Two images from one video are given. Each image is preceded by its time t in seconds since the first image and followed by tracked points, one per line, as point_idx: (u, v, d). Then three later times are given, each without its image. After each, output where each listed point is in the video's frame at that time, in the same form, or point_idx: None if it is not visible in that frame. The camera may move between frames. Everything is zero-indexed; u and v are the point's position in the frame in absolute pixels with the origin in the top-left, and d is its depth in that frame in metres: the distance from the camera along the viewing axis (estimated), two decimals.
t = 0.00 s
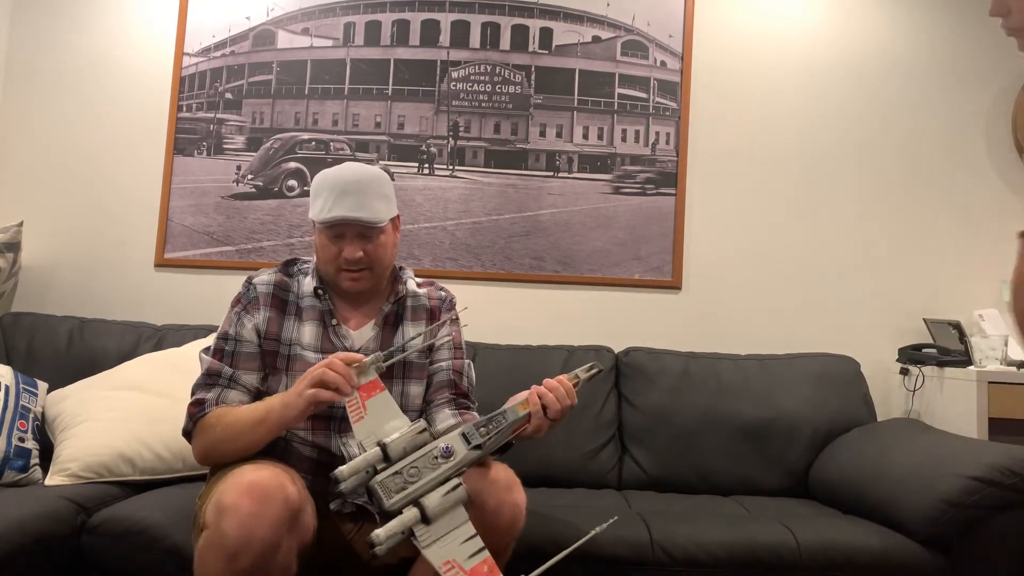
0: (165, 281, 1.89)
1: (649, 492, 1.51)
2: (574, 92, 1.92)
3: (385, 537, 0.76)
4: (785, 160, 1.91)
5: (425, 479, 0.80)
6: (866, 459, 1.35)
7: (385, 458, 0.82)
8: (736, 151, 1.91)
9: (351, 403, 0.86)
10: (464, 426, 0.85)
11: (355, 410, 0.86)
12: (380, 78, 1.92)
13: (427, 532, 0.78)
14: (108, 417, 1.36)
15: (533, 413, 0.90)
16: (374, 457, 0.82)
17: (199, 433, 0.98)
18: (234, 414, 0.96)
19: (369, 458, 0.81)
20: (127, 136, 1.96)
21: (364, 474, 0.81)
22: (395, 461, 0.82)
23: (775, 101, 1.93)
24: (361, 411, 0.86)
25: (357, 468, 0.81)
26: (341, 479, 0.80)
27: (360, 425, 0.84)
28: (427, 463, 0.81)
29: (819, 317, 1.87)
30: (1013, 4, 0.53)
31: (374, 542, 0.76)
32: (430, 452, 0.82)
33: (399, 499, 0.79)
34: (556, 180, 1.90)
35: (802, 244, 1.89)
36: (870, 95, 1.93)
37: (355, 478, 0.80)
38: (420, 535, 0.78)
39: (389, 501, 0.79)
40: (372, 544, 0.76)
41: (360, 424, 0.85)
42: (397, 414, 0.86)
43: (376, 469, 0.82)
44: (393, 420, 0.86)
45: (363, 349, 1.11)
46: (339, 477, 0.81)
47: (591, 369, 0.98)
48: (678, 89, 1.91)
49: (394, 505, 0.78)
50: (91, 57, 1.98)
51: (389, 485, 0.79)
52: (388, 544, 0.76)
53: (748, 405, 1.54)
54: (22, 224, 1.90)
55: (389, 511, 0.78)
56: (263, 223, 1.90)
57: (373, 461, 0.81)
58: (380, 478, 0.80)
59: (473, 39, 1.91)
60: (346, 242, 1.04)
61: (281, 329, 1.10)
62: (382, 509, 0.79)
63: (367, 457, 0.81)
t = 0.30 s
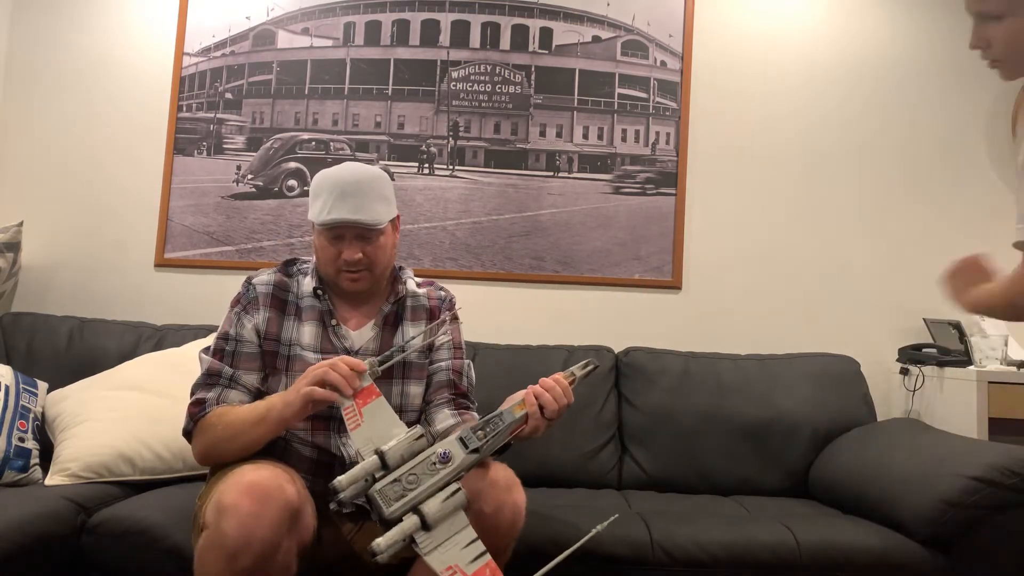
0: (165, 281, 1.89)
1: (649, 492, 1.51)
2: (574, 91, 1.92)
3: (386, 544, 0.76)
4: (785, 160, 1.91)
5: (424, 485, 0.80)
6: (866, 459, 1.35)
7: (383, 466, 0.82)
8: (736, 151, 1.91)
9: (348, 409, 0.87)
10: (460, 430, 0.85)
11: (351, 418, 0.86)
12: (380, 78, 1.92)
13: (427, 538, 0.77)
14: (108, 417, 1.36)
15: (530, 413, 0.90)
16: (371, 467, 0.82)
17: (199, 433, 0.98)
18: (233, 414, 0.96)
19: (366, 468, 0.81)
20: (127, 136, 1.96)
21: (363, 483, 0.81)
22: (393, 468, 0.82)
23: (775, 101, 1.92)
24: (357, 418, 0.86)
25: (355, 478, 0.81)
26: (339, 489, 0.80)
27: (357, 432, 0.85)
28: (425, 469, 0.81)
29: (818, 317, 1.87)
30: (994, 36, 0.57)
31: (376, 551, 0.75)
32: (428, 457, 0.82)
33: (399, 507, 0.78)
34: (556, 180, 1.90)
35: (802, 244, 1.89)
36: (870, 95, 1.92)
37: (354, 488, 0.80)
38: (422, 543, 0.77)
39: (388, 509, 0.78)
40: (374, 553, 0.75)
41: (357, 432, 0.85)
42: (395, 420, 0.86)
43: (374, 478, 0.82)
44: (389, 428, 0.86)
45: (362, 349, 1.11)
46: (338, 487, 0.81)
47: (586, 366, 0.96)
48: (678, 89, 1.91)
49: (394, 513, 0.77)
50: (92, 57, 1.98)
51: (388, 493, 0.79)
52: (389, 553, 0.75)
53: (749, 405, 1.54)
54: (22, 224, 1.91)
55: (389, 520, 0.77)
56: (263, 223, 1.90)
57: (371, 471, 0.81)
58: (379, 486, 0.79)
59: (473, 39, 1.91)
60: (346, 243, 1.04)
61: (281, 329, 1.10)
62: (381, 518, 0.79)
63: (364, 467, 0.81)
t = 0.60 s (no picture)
0: (164, 281, 1.89)
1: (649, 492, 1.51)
2: (574, 91, 1.92)
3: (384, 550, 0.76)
4: (785, 160, 1.91)
5: (421, 489, 0.80)
6: (866, 459, 1.35)
7: (380, 472, 0.82)
8: (735, 151, 1.91)
9: (344, 414, 0.87)
10: (457, 434, 0.85)
11: (346, 423, 0.87)
12: (380, 78, 1.92)
13: (426, 544, 0.77)
14: (107, 417, 1.36)
15: (527, 414, 0.89)
16: (369, 473, 0.82)
17: (199, 434, 0.98)
18: (233, 416, 0.96)
19: (364, 474, 0.82)
20: (127, 136, 1.96)
21: (361, 489, 0.82)
22: (391, 474, 0.82)
23: (775, 101, 1.92)
24: (352, 424, 0.87)
25: (352, 484, 0.81)
26: (337, 496, 0.81)
27: (352, 438, 0.86)
28: (422, 473, 0.81)
29: (818, 317, 1.87)
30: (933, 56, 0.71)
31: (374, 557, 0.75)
32: (424, 462, 0.82)
33: (396, 512, 0.78)
34: (556, 180, 1.90)
35: (802, 244, 1.89)
36: (870, 95, 1.92)
37: (352, 494, 0.81)
38: (420, 548, 0.76)
39: (386, 515, 0.78)
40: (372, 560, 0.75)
41: (353, 438, 0.86)
42: (391, 425, 0.87)
43: (372, 484, 0.82)
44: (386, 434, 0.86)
45: (362, 349, 1.11)
46: (336, 495, 0.81)
47: (582, 365, 0.96)
48: (678, 89, 1.91)
49: (392, 518, 0.78)
50: (92, 57, 1.98)
51: (386, 499, 0.79)
52: (388, 559, 0.75)
53: (748, 405, 1.54)
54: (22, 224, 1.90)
55: (387, 526, 0.78)
56: (263, 223, 1.90)
57: (368, 477, 0.82)
58: (376, 492, 0.80)
59: (473, 39, 1.91)
60: (345, 244, 1.04)
61: (281, 330, 1.10)
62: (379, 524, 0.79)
63: (361, 473, 0.82)
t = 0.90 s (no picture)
0: (165, 280, 1.90)
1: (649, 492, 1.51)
2: (574, 91, 1.92)
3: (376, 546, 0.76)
4: (785, 160, 1.91)
5: (415, 488, 0.79)
6: (866, 459, 1.35)
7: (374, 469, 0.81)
8: (735, 151, 1.91)
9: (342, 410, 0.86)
10: (452, 433, 0.84)
11: (343, 419, 0.86)
12: (380, 78, 1.92)
13: (417, 542, 0.77)
14: (108, 417, 1.36)
15: (524, 416, 0.89)
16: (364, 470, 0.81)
17: (199, 434, 0.98)
18: (232, 415, 0.96)
19: (358, 470, 0.81)
20: (127, 136, 1.96)
21: (354, 485, 0.81)
22: (385, 471, 0.81)
23: (775, 101, 1.92)
24: (349, 420, 0.86)
25: (346, 481, 0.80)
26: (331, 492, 0.80)
27: (348, 433, 0.85)
28: (417, 472, 0.80)
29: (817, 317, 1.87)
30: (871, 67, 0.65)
31: (367, 554, 0.76)
32: (419, 461, 0.81)
33: (389, 510, 0.78)
34: (556, 180, 1.90)
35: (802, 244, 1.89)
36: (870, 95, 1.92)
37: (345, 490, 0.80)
38: (411, 546, 0.77)
39: (379, 512, 0.78)
40: (364, 556, 0.75)
41: (349, 433, 0.85)
42: (389, 422, 0.85)
43: (366, 480, 0.81)
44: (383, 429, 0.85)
45: (362, 349, 1.11)
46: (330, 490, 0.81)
47: (581, 368, 0.94)
48: (679, 89, 1.91)
49: (384, 515, 0.77)
50: (92, 57, 1.98)
51: (378, 495, 0.79)
52: (378, 556, 0.76)
53: (748, 405, 1.54)
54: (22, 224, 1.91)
55: (379, 522, 0.78)
56: (263, 223, 1.90)
57: (362, 473, 0.81)
58: (370, 488, 0.79)
59: (473, 39, 1.91)
60: (345, 244, 1.04)
61: (281, 330, 1.10)
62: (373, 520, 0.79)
63: (356, 469, 0.81)
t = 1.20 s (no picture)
0: (165, 280, 1.89)
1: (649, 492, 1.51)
2: (574, 91, 1.92)
3: (364, 537, 0.78)
4: (785, 160, 1.91)
5: (406, 483, 0.80)
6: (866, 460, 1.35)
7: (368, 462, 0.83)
8: (735, 151, 1.91)
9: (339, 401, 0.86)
10: (449, 432, 0.85)
11: (340, 409, 0.86)
12: (380, 78, 1.92)
13: (404, 538, 0.78)
14: (108, 417, 1.36)
15: (521, 421, 0.89)
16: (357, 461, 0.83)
17: (195, 434, 0.98)
18: (227, 416, 0.96)
19: (352, 460, 0.82)
20: (127, 136, 1.96)
21: (347, 476, 0.82)
22: (378, 464, 0.82)
23: (775, 101, 1.92)
24: (347, 409, 0.86)
25: (339, 471, 0.82)
26: (323, 481, 0.82)
27: (346, 423, 0.85)
28: (409, 468, 0.81)
29: (817, 317, 1.87)
30: (828, 67, 0.81)
31: (354, 544, 0.77)
32: (412, 456, 0.82)
33: (379, 503, 0.78)
34: (556, 180, 1.90)
35: (802, 244, 1.89)
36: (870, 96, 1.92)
37: (338, 480, 0.82)
38: (399, 541, 0.78)
39: (369, 504, 0.79)
40: (352, 546, 0.77)
41: (346, 422, 0.85)
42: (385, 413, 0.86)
43: (359, 472, 0.83)
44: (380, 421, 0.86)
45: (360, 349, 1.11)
46: (321, 480, 0.82)
47: (583, 376, 0.94)
48: (678, 89, 1.91)
49: (373, 508, 0.78)
50: (92, 57, 1.98)
51: (370, 488, 0.80)
52: (365, 548, 0.77)
53: (748, 405, 1.54)
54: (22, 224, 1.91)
55: (368, 514, 0.79)
56: (263, 223, 1.90)
57: (355, 465, 0.82)
58: (361, 480, 0.80)
59: (473, 39, 1.91)
60: (343, 241, 1.04)
61: (278, 330, 1.10)
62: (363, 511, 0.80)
63: (350, 459, 0.82)
